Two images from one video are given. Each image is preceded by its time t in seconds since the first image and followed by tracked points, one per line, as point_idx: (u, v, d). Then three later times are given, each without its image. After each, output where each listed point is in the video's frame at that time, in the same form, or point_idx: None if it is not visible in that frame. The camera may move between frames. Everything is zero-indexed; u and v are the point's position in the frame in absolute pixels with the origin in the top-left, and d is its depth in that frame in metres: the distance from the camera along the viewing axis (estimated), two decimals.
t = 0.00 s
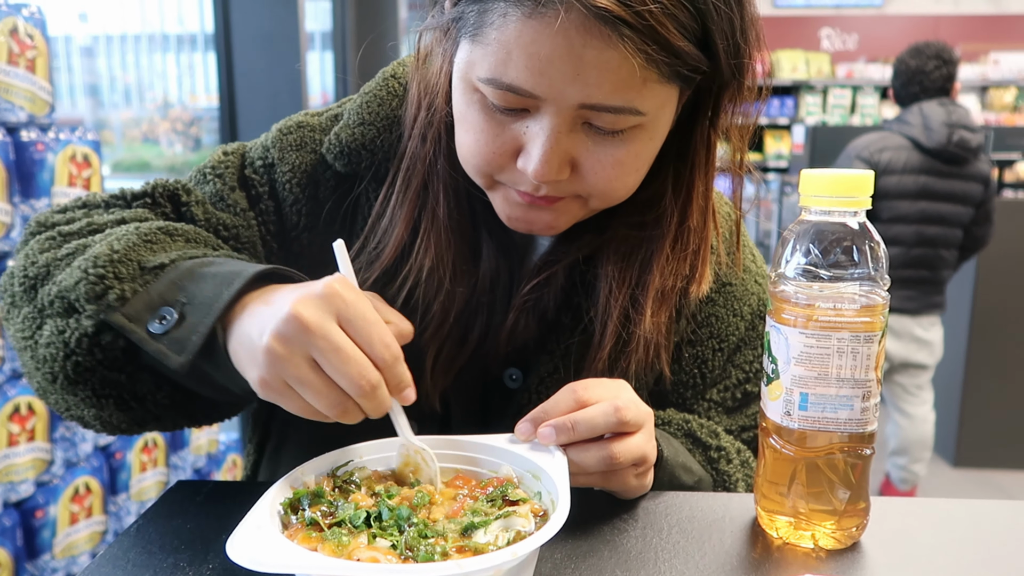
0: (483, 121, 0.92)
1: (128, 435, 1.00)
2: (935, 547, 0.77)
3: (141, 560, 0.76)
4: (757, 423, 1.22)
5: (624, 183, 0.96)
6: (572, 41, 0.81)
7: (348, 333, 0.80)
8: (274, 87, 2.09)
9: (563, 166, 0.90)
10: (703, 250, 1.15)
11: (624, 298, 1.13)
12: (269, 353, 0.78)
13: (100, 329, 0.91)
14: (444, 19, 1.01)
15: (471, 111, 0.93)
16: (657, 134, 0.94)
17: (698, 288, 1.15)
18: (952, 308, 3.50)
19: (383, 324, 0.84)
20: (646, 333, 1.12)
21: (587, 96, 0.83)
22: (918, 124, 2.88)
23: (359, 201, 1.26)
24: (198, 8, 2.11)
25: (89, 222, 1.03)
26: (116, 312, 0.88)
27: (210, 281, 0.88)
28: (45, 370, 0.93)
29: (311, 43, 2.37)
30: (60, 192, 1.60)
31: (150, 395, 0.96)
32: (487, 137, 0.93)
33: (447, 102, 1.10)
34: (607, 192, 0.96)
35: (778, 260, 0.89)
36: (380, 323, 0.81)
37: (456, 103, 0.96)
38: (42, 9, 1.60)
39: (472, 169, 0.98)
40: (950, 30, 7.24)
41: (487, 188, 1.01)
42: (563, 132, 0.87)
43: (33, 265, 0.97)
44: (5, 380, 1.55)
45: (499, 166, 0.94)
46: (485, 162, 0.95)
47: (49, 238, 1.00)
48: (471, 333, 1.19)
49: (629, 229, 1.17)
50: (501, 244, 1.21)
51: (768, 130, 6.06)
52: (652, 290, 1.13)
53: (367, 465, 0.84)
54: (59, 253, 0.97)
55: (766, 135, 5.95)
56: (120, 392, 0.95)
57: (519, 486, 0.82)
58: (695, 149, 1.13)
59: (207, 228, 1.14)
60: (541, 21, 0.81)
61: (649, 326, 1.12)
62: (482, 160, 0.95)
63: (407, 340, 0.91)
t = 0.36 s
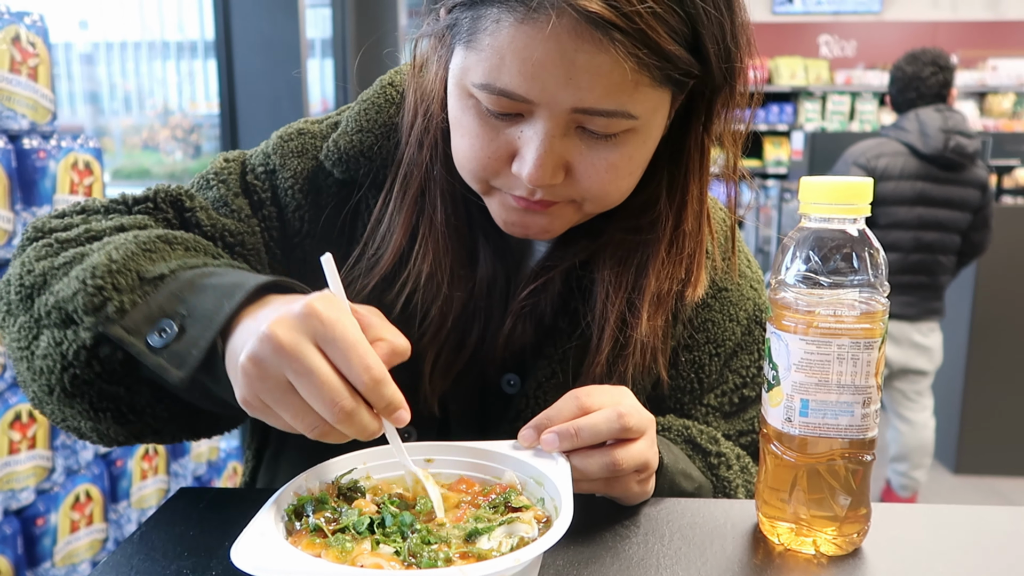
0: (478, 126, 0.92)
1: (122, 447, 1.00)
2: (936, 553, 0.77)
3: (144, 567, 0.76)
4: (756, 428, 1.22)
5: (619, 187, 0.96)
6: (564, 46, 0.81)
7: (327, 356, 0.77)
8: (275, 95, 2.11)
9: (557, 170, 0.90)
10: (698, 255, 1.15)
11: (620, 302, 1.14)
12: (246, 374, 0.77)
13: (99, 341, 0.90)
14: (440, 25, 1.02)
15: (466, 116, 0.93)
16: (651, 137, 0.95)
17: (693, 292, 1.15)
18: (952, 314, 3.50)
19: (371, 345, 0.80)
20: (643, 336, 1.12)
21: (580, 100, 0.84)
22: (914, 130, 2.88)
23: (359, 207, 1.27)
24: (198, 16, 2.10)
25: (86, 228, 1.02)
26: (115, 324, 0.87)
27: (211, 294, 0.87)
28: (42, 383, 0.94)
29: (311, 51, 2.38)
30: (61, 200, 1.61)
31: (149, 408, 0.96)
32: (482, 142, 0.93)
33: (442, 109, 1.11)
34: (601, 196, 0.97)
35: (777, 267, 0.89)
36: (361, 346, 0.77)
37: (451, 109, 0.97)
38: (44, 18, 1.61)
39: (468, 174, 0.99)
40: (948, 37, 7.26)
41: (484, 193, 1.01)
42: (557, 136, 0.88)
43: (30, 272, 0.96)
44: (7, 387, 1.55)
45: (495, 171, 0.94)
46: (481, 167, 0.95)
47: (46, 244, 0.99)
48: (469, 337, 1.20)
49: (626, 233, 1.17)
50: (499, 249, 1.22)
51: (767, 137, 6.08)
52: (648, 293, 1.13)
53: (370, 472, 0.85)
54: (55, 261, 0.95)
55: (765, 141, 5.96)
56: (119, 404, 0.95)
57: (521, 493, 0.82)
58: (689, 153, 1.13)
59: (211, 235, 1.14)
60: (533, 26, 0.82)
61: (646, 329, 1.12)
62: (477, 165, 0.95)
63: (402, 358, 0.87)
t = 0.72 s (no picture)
0: (475, 135, 0.93)
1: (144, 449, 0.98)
2: (937, 561, 0.77)
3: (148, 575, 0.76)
4: (756, 437, 1.21)
5: (615, 195, 0.97)
6: (557, 55, 0.82)
7: (376, 355, 0.77)
8: (277, 107, 2.12)
9: (554, 178, 0.91)
10: (697, 262, 1.15)
11: (620, 310, 1.14)
12: (293, 368, 0.77)
13: (136, 333, 0.90)
14: (437, 35, 1.03)
15: (463, 125, 0.94)
16: (646, 145, 0.95)
17: (693, 298, 1.15)
18: (953, 324, 3.50)
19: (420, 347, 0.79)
20: (643, 344, 1.13)
21: (574, 109, 0.84)
22: (913, 141, 2.89)
23: (364, 214, 1.28)
24: (201, 28, 2.12)
25: (106, 227, 1.04)
26: (156, 317, 0.89)
27: (251, 288, 0.89)
28: (69, 378, 0.93)
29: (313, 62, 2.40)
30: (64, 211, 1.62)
31: (183, 403, 0.96)
32: (479, 151, 0.94)
33: (441, 120, 1.12)
34: (597, 204, 0.97)
35: (777, 275, 0.90)
36: (412, 348, 0.76)
37: (448, 118, 0.98)
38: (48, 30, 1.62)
39: (466, 183, 0.99)
40: (948, 47, 7.29)
41: (482, 202, 1.02)
42: (553, 145, 0.88)
43: (54, 269, 0.97)
44: (9, 397, 1.56)
45: (493, 180, 0.95)
46: (479, 176, 0.96)
47: (64, 243, 1.01)
48: (469, 347, 1.20)
49: (625, 240, 1.18)
50: (499, 257, 1.23)
51: (767, 147, 6.09)
52: (647, 301, 1.14)
53: (370, 481, 0.84)
54: (81, 258, 0.98)
55: (765, 151, 5.98)
56: (151, 399, 0.95)
57: (522, 502, 0.83)
58: (686, 160, 1.14)
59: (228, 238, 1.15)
60: (527, 36, 0.83)
61: (645, 337, 1.13)
62: (475, 174, 0.96)
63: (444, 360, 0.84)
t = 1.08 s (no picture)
0: (476, 147, 0.93)
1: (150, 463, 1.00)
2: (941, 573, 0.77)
3: None
4: (759, 449, 1.22)
5: (615, 205, 0.97)
6: (556, 67, 0.83)
7: (388, 372, 0.77)
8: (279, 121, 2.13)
9: (554, 189, 0.91)
10: (700, 273, 1.16)
11: (624, 320, 1.15)
12: (305, 384, 0.76)
13: (147, 354, 0.91)
14: (437, 49, 1.03)
15: (464, 137, 0.95)
16: (646, 156, 0.96)
17: (696, 308, 1.16)
18: (955, 337, 3.50)
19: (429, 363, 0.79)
20: (646, 354, 1.13)
21: (573, 120, 0.85)
22: (913, 154, 2.90)
23: (367, 224, 1.28)
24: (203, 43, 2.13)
25: (111, 241, 1.04)
26: (167, 337, 0.88)
27: (261, 306, 0.88)
28: (80, 398, 0.93)
29: (314, 78, 2.42)
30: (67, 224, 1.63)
31: (193, 419, 0.98)
32: (480, 162, 0.94)
33: (442, 134, 1.12)
34: (599, 214, 0.97)
35: (778, 287, 0.90)
36: (422, 364, 0.77)
37: (450, 131, 0.98)
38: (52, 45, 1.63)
39: (468, 195, 1.00)
40: (947, 61, 7.33)
41: (484, 213, 1.02)
42: (553, 155, 0.89)
43: (60, 286, 0.96)
44: (10, 411, 1.55)
45: (494, 191, 0.95)
46: (480, 187, 0.96)
47: (70, 258, 1.01)
48: (471, 359, 1.20)
49: (628, 251, 1.18)
50: (502, 268, 1.23)
51: (768, 160, 6.11)
52: (650, 311, 1.14)
53: (372, 493, 0.84)
54: (87, 274, 0.97)
55: (766, 165, 6.00)
56: (162, 417, 0.96)
57: (523, 515, 0.82)
58: (688, 171, 1.14)
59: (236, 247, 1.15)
60: (526, 48, 0.84)
61: (649, 347, 1.13)
62: (477, 185, 0.96)
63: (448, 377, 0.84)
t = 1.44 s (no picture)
0: (478, 155, 0.94)
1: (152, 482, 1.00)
2: None
3: None
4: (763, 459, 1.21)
5: (618, 215, 0.97)
6: (558, 76, 0.83)
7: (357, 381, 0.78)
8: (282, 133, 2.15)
9: (557, 198, 0.91)
10: (702, 283, 1.16)
11: (627, 330, 1.15)
12: (278, 396, 0.78)
13: (136, 378, 0.91)
14: (440, 58, 1.04)
15: (467, 146, 0.95)
16: (650, 165, 0.96)
17: (698, 319, 1.16)
18: (957, 347, 3.49)
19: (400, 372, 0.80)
20: (650, 364, 1.13)
21: (576, 129, 0.85)
22: (915, 165, 2.90)
23: (369, 235, 1.28)
24: (206, 55, 2.14)
25: (109, 266, 1.03)
26: (152, 362, 0.88)
27: (246, 328, 0.87)
28: (76, 422, 0.93)
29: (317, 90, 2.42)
30: (69, 234, 1.63)
31: (185, 441, 0.96)
32: (483, 171, 0.95)
33: (445, 142, 1.13)
34: (601, 224, 0.98)
35: (781, 295, 0.91)
36: (390, 372, 0.78)
37: (453, 140, 0.99)
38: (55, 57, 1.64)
39: (471, 204, 1.00)
40: (947, 72, 7.35)
41: (487, 223, 1.02)
42: (556, 164, 0.89)
43: (57, 313, 0.97)
44: (10, 421, 1.55)
45: (497, 201, 0.96)
46: (483, 197, 0.96)
47: (69, 283, 1.01)
48: (474, 366, 1.19)
49: (631, 260, 1.18)
50: (505, 278, 1.23)
51: (769, 171, 6.12)
52: (654, 320, 1.14)
53: (373, 503, 0.84)
54: (83, 301, 0.97)
55: (767, 175, 6.01)
56: (155, 440, 0.95)
57: (525, 525, 0.82)
58: (692, 180, 1.14)
59: (230, 260, 1.15)
60: (528, 58, 0.84)
61: (653, 357, 1.13)
62: (480, 194, 0.96)
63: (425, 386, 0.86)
